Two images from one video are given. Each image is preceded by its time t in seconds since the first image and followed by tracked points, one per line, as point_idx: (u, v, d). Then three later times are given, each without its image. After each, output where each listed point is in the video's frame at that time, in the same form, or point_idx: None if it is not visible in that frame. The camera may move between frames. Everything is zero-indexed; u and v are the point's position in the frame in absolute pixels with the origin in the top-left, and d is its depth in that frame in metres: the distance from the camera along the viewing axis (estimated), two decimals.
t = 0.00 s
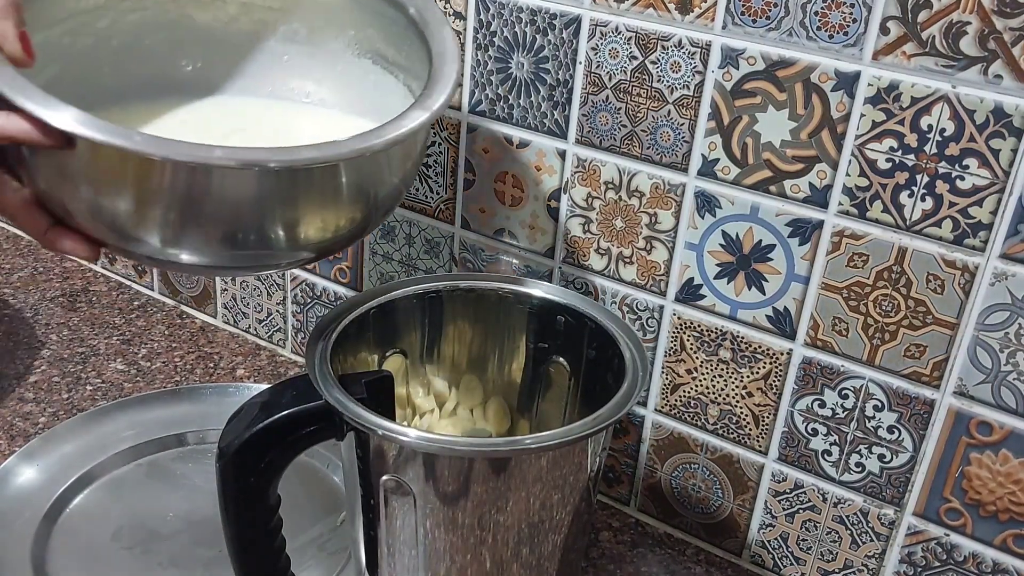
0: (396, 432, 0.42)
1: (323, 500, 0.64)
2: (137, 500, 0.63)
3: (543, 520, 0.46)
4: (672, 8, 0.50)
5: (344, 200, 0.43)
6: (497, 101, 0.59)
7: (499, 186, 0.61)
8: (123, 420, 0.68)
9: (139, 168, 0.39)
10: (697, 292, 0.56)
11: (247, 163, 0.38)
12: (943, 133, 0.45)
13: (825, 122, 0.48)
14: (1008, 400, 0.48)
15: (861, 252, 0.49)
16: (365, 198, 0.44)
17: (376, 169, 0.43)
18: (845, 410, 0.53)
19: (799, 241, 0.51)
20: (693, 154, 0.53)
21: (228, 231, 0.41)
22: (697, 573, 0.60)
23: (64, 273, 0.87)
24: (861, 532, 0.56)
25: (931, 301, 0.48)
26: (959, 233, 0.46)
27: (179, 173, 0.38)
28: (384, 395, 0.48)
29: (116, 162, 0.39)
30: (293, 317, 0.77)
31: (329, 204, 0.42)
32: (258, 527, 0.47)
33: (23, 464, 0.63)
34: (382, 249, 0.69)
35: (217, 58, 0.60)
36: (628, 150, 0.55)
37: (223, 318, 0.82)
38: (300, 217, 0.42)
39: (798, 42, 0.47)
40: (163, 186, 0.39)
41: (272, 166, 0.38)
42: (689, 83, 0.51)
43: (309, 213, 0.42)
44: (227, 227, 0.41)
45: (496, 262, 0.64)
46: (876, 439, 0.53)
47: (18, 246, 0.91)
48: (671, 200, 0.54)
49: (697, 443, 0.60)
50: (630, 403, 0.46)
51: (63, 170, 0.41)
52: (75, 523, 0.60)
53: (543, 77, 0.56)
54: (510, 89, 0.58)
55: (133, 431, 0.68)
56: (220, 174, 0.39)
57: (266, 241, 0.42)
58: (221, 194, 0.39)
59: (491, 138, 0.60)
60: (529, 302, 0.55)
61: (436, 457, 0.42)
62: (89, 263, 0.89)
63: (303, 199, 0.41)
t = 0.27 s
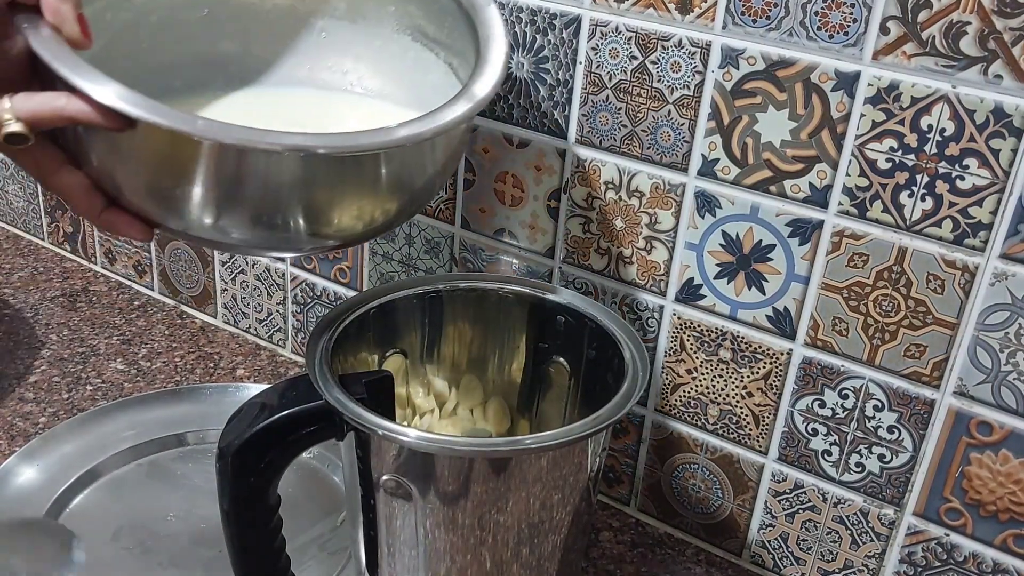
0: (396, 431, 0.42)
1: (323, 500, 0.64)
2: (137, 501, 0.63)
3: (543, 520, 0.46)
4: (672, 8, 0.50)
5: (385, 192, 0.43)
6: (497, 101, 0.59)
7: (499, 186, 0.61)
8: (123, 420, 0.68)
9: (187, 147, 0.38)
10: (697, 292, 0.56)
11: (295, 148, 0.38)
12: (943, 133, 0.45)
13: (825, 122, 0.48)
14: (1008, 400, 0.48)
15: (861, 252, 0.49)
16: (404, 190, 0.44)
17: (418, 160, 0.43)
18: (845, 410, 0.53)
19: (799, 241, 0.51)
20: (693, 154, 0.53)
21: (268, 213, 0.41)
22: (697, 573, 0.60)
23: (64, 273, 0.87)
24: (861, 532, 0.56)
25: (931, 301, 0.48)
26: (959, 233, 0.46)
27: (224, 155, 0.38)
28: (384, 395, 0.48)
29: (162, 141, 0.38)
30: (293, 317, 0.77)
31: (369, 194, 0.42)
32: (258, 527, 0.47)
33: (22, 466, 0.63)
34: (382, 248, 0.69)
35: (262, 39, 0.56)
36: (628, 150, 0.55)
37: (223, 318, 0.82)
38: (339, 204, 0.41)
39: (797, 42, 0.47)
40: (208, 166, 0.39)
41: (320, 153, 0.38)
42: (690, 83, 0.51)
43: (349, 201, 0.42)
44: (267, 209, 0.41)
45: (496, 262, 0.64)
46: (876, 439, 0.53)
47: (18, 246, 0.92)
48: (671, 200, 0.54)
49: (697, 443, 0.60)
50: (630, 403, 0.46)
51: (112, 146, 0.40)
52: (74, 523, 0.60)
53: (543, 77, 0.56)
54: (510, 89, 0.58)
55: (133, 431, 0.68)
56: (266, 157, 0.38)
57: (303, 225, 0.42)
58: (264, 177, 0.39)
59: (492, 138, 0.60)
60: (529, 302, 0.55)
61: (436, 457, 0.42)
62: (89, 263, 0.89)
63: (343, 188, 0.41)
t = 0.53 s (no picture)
0: (396, 431, 0.42)
1: (323, 500, 0.64)
2: (136, 501, 0.63)
3: (543, 520, 0.46)
4: (672, 8, 0.50)
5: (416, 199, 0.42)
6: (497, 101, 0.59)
7: (499, 186, 0.61)
8: (123, 421, 0.68)
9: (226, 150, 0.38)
10: (697, 292, 0.56)
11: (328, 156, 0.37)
12: (943, 133, 0.45)
13: (825, 122, 0.48)
14: (1007, 400, 0.48)
15: (861, 252, 0.49)
16: (436, 198, 0.43)
17: (451, 170, 0.43)
18: (845, 410, 0.53)
19: (799, 241, 0.51)
20: (693, 154, 0.53)
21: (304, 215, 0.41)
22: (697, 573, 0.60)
23: (64, 273, 0.87)
24: (861, 532, 0.56)
25: (931, 301, 0.48)
26: (959, 233, 0.46)
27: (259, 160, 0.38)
28: (384, 395, 0.48)
29: (201, 142, 0.38)
30: (293, 317, 0.77)
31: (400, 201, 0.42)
32: (258, 527, 0.47)
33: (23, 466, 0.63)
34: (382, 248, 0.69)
35: (296, 28, 0.54)
36: (628, 150, 0.55)
37: (223, 318, 0.82)
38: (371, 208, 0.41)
39: (797, 42, 0.47)
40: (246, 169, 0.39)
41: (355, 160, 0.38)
42: (690, 83, 0.51)
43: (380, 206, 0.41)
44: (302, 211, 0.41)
45: (496, 262, 0.64)
46: (876, 440, 0.53)
47: (18, 246, 0.92)
48: (671, 200, 0.54)
49: (697, 443, 0.60)
50: (630, 402, 0.46)
51: (153, 144, 0.40)
52: (74, 524, 0.60)
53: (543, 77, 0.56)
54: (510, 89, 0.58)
55: (133, 431, 0.68)
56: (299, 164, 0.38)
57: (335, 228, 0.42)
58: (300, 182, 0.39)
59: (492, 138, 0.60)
60: (530, 302, 0.55)
61: (436, 457, 0.42)
62: (89, 263, 0.89)
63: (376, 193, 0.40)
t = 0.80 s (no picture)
0: (396, 432, 0.42)
1: (323, 500, 0.64)
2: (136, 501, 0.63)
3: (542, 520, 0.46)
4: (672, 8, 0.50)
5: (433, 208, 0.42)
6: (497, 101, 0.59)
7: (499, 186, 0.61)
8: (123, 421, 0.68)
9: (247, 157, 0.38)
10: (697, 292, 0.56)
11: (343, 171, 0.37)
12: (943, 133, 0.45)
13: (825, 122, 0.48)
14: (1008, 400, 0.48)
15: (860, 252, 0.49)
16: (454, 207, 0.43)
17: (470, 184, 0.42)
18: (845, 410, 0.53)
19: (799, 241, 0.51)
20: (693, 154, 0.53)
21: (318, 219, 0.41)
22: (697, 573, 0.60)
23: (64, 273, 0.87)
24: (861, 532, 0.56)
25: (931, 301, 0.48)
26: (959, 233, 0.46)
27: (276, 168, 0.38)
28: (385, 395, 0.48)
29: (223, 148, 0.39)
30: (293, 317, 0.77)
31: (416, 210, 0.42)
32: (258, 527, 0.47)
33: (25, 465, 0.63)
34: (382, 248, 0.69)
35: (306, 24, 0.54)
36: (628, 150, 0.55)
37: (223, 318, 0.82)
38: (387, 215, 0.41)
39: (797, 42, 0.47)
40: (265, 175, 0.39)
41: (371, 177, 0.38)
42: (690, 83, 0.51)
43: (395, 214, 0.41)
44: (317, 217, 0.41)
45: (496, 262, 0.64)
46: (876, 440, 0.53)
47: (18, 246, 0.92)
48: (671, 200, 0.54)
49: (697, 443, 0.60)
50: (630, 403, 0.45)
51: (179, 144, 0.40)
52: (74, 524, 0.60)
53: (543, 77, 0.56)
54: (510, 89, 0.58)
55: (133, 431, 0.68)
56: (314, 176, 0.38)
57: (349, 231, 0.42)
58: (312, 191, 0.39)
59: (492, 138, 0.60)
60: (530, 302, 0.55)
61: (436, 457, 0.42)
62: (89, 263, 0.89)
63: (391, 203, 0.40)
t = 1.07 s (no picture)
0: (396, 431, 0.42)
1: (323, 500, 0.64)
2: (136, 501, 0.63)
3: (542, 520, 0.46)
4: (672, 8, 0.50)
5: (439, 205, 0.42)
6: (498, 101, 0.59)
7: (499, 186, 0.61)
8: (124, 421, 0.68)
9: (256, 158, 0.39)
10: (697, 292, 0.56)
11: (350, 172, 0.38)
12: (943, 133, 0.45)
13: (825, 122, 0.48)
14: (1007, 400, 0.48)
15: (861, 252, 0.49)
16: (458, 204, 0.43)
17: (476, 184, 0.43)
18: (845, 410, 0.53)
19: (799, 241, 0.51)
20: (693, 154, 0.53)
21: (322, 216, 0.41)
22: (697, 573, 0.60)
23: (65, 273, 0.88)
24: (861, 532, 0.56)
25: (931, 301, 0.48)
26: (959, 233, 0.46)
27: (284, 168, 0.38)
28: (385, 394, 0.48)
29: (232, 148, 0.39)
30: (293, 317, 0.77)
31: (421, 207, 0.42)
32: (258, 527, 0.47)
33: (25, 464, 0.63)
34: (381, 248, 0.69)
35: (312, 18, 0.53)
36: (628, 150, 0.55)
37: (223, 318, 0.82)
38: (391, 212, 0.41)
39: (797, 42, 0.47)
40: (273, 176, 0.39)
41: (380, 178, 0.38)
42: (690, 83, 0.51)
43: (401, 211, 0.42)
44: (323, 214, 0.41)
45: (496, 262, 0.64)
46: (876, 440, 0.53)
47: (18, 246, 0.92)
48: (671, 200, 0.54)
49: (697, 443, 0.60)
50: (630, 402, 0.46)
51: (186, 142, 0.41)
52: (73, 524, 0.60)
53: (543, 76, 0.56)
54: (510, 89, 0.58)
55: (133, 430, 0.68)
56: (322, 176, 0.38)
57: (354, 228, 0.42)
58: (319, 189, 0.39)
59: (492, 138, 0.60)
60: (530, 302, 0.55)
61: (436, 457, 0.42)
62: (89, 263, 0.89)
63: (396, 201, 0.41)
